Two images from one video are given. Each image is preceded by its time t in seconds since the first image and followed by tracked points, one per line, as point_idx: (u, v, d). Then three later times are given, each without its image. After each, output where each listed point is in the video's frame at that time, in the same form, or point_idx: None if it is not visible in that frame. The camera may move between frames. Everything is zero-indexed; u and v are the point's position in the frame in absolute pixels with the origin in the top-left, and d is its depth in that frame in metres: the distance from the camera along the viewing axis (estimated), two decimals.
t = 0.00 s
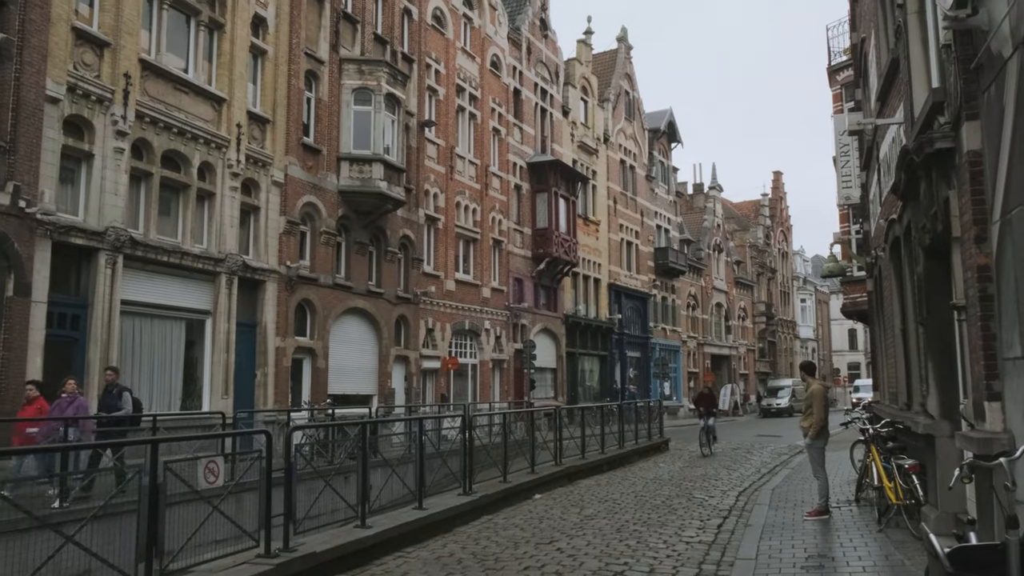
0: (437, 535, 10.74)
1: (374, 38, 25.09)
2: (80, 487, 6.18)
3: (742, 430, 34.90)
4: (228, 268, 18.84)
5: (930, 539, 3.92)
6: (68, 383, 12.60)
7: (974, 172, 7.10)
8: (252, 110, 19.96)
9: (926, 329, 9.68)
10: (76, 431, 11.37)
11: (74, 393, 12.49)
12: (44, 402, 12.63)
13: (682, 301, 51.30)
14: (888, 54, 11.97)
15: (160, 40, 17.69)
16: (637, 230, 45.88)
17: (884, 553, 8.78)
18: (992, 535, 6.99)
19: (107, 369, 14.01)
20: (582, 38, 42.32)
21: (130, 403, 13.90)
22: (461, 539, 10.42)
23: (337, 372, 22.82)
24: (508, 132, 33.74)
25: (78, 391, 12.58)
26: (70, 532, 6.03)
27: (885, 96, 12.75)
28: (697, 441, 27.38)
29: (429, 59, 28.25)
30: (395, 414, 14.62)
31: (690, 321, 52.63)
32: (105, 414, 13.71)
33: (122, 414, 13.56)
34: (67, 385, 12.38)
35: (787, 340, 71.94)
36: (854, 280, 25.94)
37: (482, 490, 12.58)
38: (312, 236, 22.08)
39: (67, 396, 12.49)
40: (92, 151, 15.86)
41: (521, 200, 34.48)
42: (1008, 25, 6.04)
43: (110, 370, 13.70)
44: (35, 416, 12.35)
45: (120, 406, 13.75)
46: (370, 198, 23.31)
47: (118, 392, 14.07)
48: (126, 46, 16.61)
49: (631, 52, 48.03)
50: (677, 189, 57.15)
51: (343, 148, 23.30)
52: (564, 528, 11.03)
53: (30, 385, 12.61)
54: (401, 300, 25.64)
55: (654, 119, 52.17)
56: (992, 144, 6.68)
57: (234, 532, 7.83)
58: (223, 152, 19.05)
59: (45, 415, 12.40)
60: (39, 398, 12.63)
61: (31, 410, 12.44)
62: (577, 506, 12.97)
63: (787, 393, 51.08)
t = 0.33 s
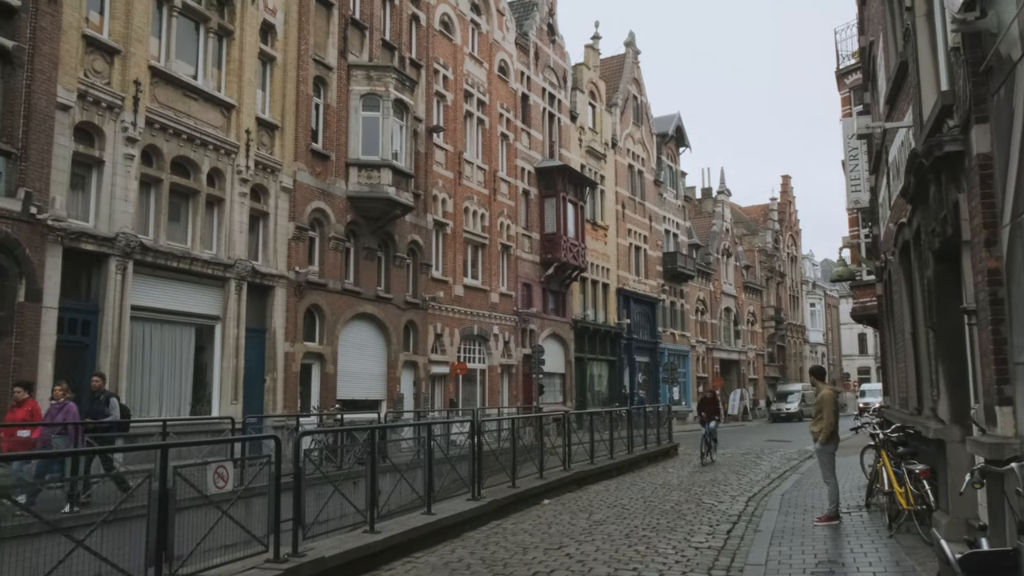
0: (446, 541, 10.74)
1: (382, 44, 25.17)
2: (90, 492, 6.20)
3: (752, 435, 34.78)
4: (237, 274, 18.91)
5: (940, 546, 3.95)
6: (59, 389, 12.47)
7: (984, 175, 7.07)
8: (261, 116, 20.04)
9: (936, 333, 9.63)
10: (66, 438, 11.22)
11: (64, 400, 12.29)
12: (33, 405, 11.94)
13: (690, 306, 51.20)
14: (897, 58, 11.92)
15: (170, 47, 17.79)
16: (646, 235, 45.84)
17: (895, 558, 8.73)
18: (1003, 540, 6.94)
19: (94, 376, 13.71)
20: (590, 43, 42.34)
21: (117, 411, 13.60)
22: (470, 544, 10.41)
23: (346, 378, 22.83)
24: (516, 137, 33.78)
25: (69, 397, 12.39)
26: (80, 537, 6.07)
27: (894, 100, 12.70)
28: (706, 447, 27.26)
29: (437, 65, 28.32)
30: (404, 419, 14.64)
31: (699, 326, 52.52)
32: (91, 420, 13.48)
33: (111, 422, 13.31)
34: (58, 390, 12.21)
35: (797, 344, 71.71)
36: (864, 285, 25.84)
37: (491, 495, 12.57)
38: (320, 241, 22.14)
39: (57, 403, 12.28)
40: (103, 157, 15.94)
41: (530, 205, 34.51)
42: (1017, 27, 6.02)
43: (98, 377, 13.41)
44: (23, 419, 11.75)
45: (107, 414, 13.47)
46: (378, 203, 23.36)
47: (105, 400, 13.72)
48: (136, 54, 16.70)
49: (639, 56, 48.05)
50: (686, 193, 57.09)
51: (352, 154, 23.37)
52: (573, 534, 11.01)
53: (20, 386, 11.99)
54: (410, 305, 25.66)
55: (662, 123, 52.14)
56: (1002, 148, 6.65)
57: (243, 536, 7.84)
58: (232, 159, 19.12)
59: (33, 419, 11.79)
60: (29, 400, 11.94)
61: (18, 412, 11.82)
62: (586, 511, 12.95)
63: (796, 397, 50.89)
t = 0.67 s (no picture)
0: (459, 548, 10.74)
1: (394, 52, 25.29)
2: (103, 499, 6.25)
3: (765, 442, 34.63)
4: (251, 281, 19.01)
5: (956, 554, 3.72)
6: (53, 393, 12.34)
7: (999, 180, 7.04)
8: (275, 124, 20.16)
9: (951, 339, 9.58)
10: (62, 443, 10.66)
11: (59, 404, 12.16)
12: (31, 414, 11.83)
13: (704, 312, 51.04)
14: (910, 63, 11.87)
15: (185, 57, 17.93)
16: (658, 241, 45.77)
17: (911, 567, 8.66)
18: (1020, 550, 6.87)
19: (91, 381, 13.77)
20: (602, 50, 42.38)
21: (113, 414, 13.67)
22: (483, 552, 10.41)
23: (359, 385, 22.88)
24: (528, 144, 33.82)
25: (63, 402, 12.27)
26: (96, 543, 6.11)
27: (907, 105, 12.65)
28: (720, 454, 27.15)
29: (449, 73, 28.41)
30: (417, 426, 14.67)
31: (712, 332, 52.37)
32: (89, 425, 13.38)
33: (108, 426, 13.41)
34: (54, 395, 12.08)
35: (811, 350, 71.38)
36: (878, 291, 25.70)
37: (504, 502, 12.56)
38: (334, 249, 22.23)
39: (52, 407, 12.15)
40: (118, 166, 16.07)
41: (542, 212, 34.53)
42: None
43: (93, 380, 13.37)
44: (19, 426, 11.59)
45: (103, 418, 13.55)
46: (391, 210, 23.43)
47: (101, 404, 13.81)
48: (151, 63, 16.84)
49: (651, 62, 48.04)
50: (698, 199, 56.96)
51: (365, 161, 23.46)
52: (585, 541, 10.97)
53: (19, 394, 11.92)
54: (423, 312, 25.70)
55: (674, 129, 52.09)
56: (1016, 152, 6.62)
57: (257, 543, 7.86)
58: (246, 167, 19.24)
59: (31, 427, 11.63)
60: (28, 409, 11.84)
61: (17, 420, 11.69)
62: (599, 519, 12.91)
63: (811, 404, 50.61)
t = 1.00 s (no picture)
0: (479, 557, 10.75)
1: (412, 63, 25.46)
2: (126, 507, 6.29)
3: (786, 451, 34.38)
4: (271, 291, 19.15)
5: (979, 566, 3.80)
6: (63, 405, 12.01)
7: (1021, 186, 6.97)
8: (294, 135, 20.32)
9: (974, 346, 9.49)
10: (68, 455, 10.70)
11: (68, 415, 11.87)
12: (42, 419, 12.02)
13: (723, 320, 50.83)
14: (930, 69, 11.81)
15: (206, 69, 18.13)
16: (677, 249, 45.67)
17: None
18: None
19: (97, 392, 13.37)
20: (619, 58, 42.42)
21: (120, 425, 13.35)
22: (503, 561, 10.41)
23: (378, 394, 22.96)
24: (546, 153, 33.88)
25: (72, 413, 11.96)
26: (118, 552, 6.15)
27: (927, 110, 12.57)
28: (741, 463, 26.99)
29: (467, 83, 28.54)
30: (437, 435, 14.70)
31: (732, 340, 52.13)
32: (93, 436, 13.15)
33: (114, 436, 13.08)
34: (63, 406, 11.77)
35: (833, 358, 70.84)
36: (900, 298, 25.47)
37: (523, 512, 12.56)
38: (353, 258, 22.35)
39: (59, 419, 11.87)
40: (141, 178, 16.25)
41: (560, 221, 34.54)
42: None
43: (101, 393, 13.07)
44: (28, 437, 11.76)
45: (110, 429, 13.21)
46: (410, 220, 23.52)
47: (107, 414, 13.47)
48: (173, 76, 17.04)
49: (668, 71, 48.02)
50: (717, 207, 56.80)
51: (384, 172, 23.60)
52: (605, 551, 10.94)
53: (25, 401, 12.01)
54: (442, 321, 25.76)
55: (692, 137, 52.00)
56: None
57: (277, 552, 7.90)
58: (266, 178, 19.40)
59: (42, 434, 11.87)
60: (37, 414, 12.01)
61: (24, 428, 11.83)
62: (619, 528, 12.87)
63: (833, 412, 50.20)
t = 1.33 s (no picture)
0: (505, 571, 10.73)
1: (435, 77, 25.65)
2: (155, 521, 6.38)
3: (814, 463, 34.02)
4: (298, 305, 19.30)
5: None
6: (81, 418, 12.18)
7: None
8: (319, 151, 20.51)
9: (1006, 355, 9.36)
10: (88, 469, 10.95)
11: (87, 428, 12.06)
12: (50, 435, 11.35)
13: (749, 331, 50.46)
14: (956, 75, 11.70)
15: (233, 87, 18.37)
16: (701, 260, 45.47)
17: None
18: None
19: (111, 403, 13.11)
20: (641, 70, 42.43)
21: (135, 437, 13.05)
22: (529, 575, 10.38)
23: (403, 407, 23.03)
24: (569, 165, 33.92)
25: (91, 426, 12.17)
26: (148, 565, 6.22)
27: (953, 117, 12.45)
28: (769, 475, 26.74)
29: (490, 96, 28.69)
30: (463, 449, 14.72)
31: (758, 351, 51.74)
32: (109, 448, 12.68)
33: (130, 449, 12.66)
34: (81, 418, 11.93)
35: (861, 369, 70.03)
36: (929, 307, 25.18)
37: (549, 524, 12.52)
38: (378, 272, 22.48)
39: (79, 432, 12.02)
40: (170, 195, 16.49)
41: (584, 232, 34.53)
42: None
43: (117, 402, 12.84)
44: (38, 454, 11.04)
45: (126, 442, 12.86)
46: (434, 233, 23.62)
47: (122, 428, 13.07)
48: (201, 94, 17.28)
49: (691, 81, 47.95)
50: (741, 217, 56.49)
51: (408, 186, 23.75)
52: (632, 564, 10.87)
53: (34, 416, 11.21)
54: (466, 333, 25.81)
55: (715, 147, 51.82)
56: None
57: (305, 566, 7.94)
58: (292, 193, 19.59)
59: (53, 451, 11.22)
60: (46, 430, 11.29)
61: (33, 444, 11.09)
62: (646, 541, 12.79)
63: (862, 424, 49.62)
